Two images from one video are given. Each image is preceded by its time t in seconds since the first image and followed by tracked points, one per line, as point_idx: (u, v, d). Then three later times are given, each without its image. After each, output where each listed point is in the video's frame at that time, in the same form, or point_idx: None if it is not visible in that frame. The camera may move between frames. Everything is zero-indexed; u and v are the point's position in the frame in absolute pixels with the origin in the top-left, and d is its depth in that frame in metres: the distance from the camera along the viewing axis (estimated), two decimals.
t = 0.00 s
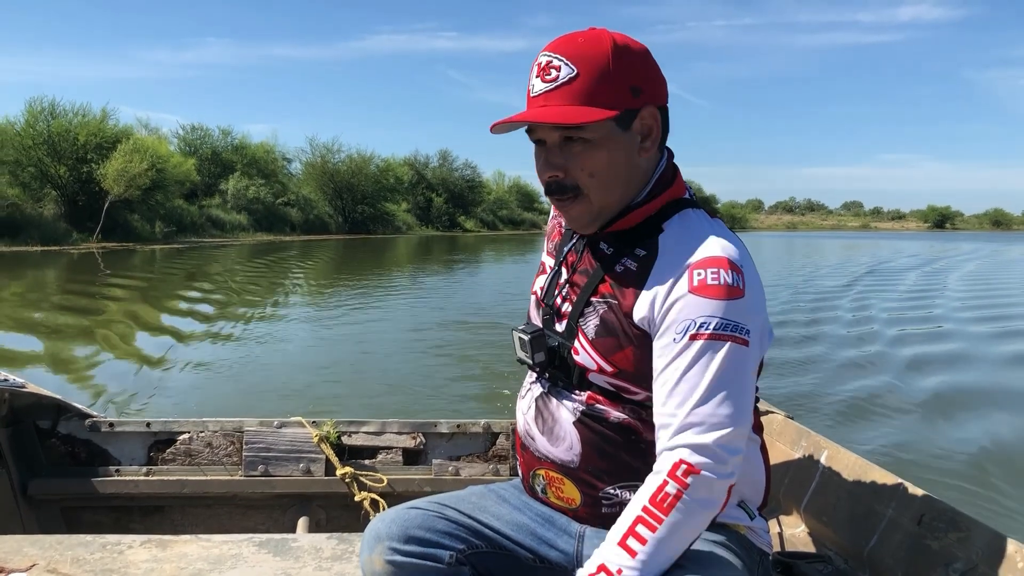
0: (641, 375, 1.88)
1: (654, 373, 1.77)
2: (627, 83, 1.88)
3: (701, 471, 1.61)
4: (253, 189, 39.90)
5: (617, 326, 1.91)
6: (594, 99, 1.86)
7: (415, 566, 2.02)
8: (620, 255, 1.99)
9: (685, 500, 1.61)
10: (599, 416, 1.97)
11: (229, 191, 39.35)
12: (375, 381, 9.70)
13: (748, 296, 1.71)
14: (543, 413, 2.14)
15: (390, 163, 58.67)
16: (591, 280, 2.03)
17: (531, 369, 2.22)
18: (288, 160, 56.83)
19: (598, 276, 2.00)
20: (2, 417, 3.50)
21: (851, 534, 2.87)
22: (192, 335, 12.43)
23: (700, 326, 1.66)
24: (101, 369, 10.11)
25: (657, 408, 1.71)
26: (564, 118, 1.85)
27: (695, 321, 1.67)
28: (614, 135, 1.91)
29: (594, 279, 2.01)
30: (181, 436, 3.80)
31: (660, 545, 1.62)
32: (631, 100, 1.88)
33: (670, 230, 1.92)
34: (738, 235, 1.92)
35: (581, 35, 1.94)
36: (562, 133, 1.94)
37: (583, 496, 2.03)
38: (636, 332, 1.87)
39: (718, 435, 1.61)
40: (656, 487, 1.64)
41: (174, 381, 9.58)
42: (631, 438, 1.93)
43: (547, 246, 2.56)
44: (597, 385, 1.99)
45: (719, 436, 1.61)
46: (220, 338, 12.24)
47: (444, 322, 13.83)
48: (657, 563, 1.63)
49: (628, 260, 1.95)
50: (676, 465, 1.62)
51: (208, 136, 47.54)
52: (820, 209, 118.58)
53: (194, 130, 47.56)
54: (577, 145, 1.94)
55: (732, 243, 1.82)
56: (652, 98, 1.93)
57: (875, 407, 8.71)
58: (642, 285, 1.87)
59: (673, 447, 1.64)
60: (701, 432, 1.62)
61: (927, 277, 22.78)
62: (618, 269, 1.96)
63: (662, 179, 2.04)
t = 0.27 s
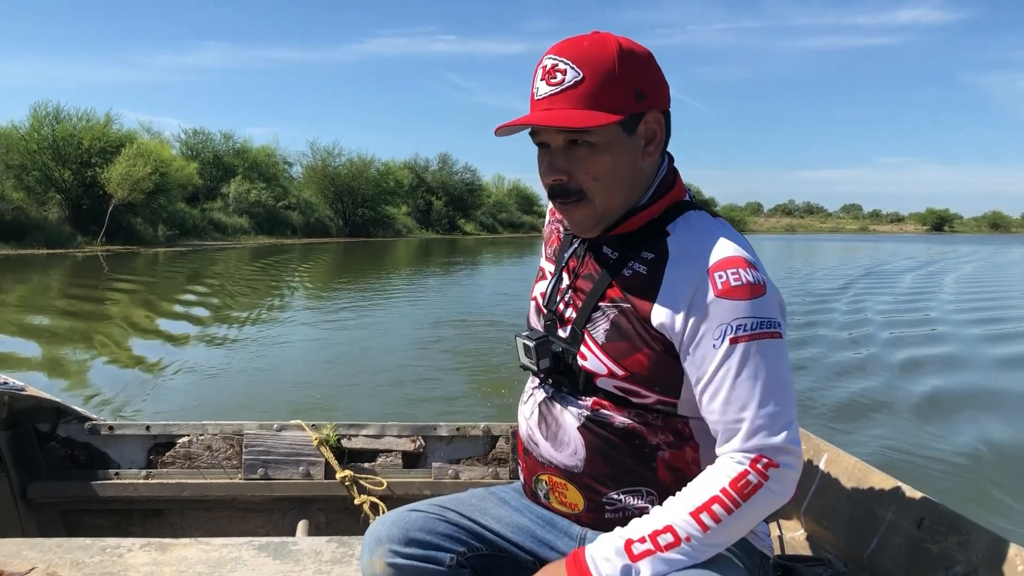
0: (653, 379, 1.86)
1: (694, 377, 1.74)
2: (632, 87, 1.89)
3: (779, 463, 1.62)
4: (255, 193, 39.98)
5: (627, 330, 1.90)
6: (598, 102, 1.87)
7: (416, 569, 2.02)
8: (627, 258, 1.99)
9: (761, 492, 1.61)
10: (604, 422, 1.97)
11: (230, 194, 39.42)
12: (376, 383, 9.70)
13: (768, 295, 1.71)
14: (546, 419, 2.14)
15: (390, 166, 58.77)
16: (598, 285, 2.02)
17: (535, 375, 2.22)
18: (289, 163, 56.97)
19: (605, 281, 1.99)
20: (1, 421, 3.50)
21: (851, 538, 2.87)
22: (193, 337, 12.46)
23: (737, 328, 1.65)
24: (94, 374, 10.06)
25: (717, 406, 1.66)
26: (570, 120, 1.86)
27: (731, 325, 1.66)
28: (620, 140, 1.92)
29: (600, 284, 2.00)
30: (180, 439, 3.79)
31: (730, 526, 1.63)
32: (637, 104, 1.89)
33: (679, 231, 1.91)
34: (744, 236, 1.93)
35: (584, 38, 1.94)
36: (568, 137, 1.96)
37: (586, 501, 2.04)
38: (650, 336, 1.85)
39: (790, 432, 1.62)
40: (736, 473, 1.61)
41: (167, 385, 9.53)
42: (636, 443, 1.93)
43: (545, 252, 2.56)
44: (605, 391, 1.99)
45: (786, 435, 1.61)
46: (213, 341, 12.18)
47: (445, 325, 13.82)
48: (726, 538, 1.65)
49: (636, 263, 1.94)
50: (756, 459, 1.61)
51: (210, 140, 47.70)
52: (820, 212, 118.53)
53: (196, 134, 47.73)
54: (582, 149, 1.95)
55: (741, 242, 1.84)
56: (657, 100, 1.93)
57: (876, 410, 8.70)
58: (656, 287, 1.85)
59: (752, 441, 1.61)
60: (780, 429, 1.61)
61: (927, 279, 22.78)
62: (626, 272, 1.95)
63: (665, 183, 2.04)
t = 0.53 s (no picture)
0: (656, 381, 1.85)
1: (688, 378, 1.74)
2: (640, 91, 1.89)
3: (758, 469, 1.60)
4: (256, 196, 40.03)
5: (631, 331, 1.90)
6: (606, 105, 1.87)
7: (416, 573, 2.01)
8: (632, 260, 1.99)
9: (742, 498, 1.60)
10: (607, 424, 1.97)
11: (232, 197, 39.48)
12: (377, 386, 9.69)
13: (769, 297, 1.72)
14: (549, 421, 2.14)
15: (391, 169, 58.82)
16: (602, 287, 2.01)
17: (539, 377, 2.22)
18: (290, 166, 57.02)
19: (609, 283, 1.99)
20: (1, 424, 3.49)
21: (852, 540, 2.86)
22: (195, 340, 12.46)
23: (733, 329, 1.66)
24: (87, 378, 9.98)
25: (707, 408, 1.67)
26: (577, 121, 1.87)
27: (729, 325, 1.66)
28: (626, 143, 1.93)
29: (604, 287, 2.00)
30: (181, 443, 3.78)
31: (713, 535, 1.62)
32: (643, 108, 1.89)
33: (683, 232, 1.91)
34: (747, 237, 1.93)
35: (594, 40, 1.94)
36: (574, 139, 1.96)
37: (588, 504, 2.03)
38: (654, 337, 1.85)
39: (771, 437, 1.61)
40: (713, 481, 1.61)
41: (161, 388, 9.47)
42: (638, 446, 1.93)
43: (547, 255, 2.57)
44: (608, 393, 1.98)
45: (766, 439, 1.61)
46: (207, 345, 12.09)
47: (446, 327, 13.80)
48: (708, 548, 1.64)
49: (641, 265, 1.94)
50: (734, 463, 1.60)
51: (212, 143, 47.78)
52: (821, 214, 118.49)
53: (197, 138, 47.82)
54: (589, 151, 1.96)
55: (743, 243, 1.85)
56: (664, 105, 1.94)
57: (877, 411, 8.70)
58: (660, 288, 1.85)
59: (734, 446, 1.61)
60: (758, 436, 1.61)
61: (927, 281, 22.78)
62: (631, 274, 1.95)
63: (670, 186, 2.05)
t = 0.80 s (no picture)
0: (660, 384, 1.86)
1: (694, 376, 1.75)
2: (654, 103, 1.89)
3: (774, 467, 1.65)
4: (258, 199, 40.09)
5: (635, 334, 1.90)
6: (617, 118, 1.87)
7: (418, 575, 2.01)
8: (635, 264, 1.99)
9: (755, 495, 1.64)
10: (612, 425, 1.97)
11: (234, 200, 39.57)
12: (379, 387, 9.70)
13: (774, 301, 1.73)
14: (552, 422, 2.14)
15: (392, 172, 58.89)
16: (605, 290, 2.01)
17: (542, 379, 2.21)
18: (292, 169, 57.11)
19: (613, 286, 1.99)
20: (3, 427, 3.48)
21: (854, 542, 2.86)
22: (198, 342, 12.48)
23: (739, 331, 1.67)
24: (79, 381, 9.92)
25: (716, 407, 1.68)
26: (587, 131, 1.87)
27: (735, 327, 1.67)
28: (639, 150, 1.93)
29: (606, 290, 2.00)
30: (183, 445, 3.78)
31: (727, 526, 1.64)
32: (657, 120, 1.90)
33: (686, 235, 1.92)
34: (751, 240, 1.95)
35: (614, 45, 1.93)
36: (586, 144, 1.95)
37: (592, 506, 2.03)
38: (658, 340, 1.85)
39: (784, 437, 1.64)
40: (735, 473, 1.63)
41: (156, 391, 9.44)
42: (642, 447, 1.94)
43: (549, 257, 2.57)
44: (612, 395, 1.98)
45: (778, 439, 1.63)
46: (205, 347, 12.07)
47: (446, 328, 13.79)
48: (716, 537, 1.66)
49: (644, 268, 1.94)
50: (752, 460, 1.63)
51: (214, 146, 47.89)
52: (821, 215, 118.46)
53: (200, 141, 47.94)
54: (598, 159, 1.95)
55: (747, 246, 1.86)
56: (675, 116, 1.94)
57: (878, 411, 8.69)
58: (664, 292, 1.85)
59: (748, 443, 1.63)
60: (773, 436, 1.63)
61: (927, 281, 22.77)
62: (634, 276, 1.95)
63: (676, 191, 2.06)
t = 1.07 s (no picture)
0: (674, 379, 1.90)
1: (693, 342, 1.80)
2: (670, 94, 1.94)
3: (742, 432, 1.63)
4: (261, 200, 40.15)
5: (653, 332, 1.92)
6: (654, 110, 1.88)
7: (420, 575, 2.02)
8: (651, 263, 2.02)
9: (710, 444, 1.63)
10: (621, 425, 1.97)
11: (237, 202, 39.63)
12: (382, 388, 9.71)
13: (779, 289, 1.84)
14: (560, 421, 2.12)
15: (393, 173, 58.92)
16: (620, 289, 2.03)
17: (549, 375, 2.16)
18: (293, 170, 57.19)
19: (628, 285, 2.01)
20: (6, 428, 3.49)
21: (855, 542, 2.86)
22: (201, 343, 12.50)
23: (738, 306, 1.75)
24: (81, 381, 9.95)
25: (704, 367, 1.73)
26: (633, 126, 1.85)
27: (734, 303, 1.76)
28: (666, 146, 1.96)
29: (621, 290, 2.01)
30: (185, 446, 3.79)
31: (663, 443, 1.64)
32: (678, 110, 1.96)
33: (703, 229, 1.97)
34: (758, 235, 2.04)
35: (625, 46, 1.94)
36: (619, 145, 1.93)
37: (596, 505, 2.03)
38: (673, 335, 1.90)
39: (761, 407, 1.65)
40: (702, 407, 1.65)
41: (153, 392, 9.41)
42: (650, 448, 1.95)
43: (556, 258, 2.58)
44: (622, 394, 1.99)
45: (756, 410, 1.64)
46: (208, 348, 12.10)
47: (448, 329, 13.79)
48: (643, 453, 1.66)
49: (659, 267, 1.98)
50: (723, 410, 1.64)
51: (216, 148, 47.97)
52: (822, 215, 118.38)
53: (203, 143, 48.03)
54: (632, 155, 1.95)
55: (754, 238, 1.95)
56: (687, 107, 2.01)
57: (880, 411, 8.69)
58: (679, 284, 1.90)
59: (727, 397, 1.65)
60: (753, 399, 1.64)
61: (928, 280, 22.75)
62: (651, 275, 1.98)
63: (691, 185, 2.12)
